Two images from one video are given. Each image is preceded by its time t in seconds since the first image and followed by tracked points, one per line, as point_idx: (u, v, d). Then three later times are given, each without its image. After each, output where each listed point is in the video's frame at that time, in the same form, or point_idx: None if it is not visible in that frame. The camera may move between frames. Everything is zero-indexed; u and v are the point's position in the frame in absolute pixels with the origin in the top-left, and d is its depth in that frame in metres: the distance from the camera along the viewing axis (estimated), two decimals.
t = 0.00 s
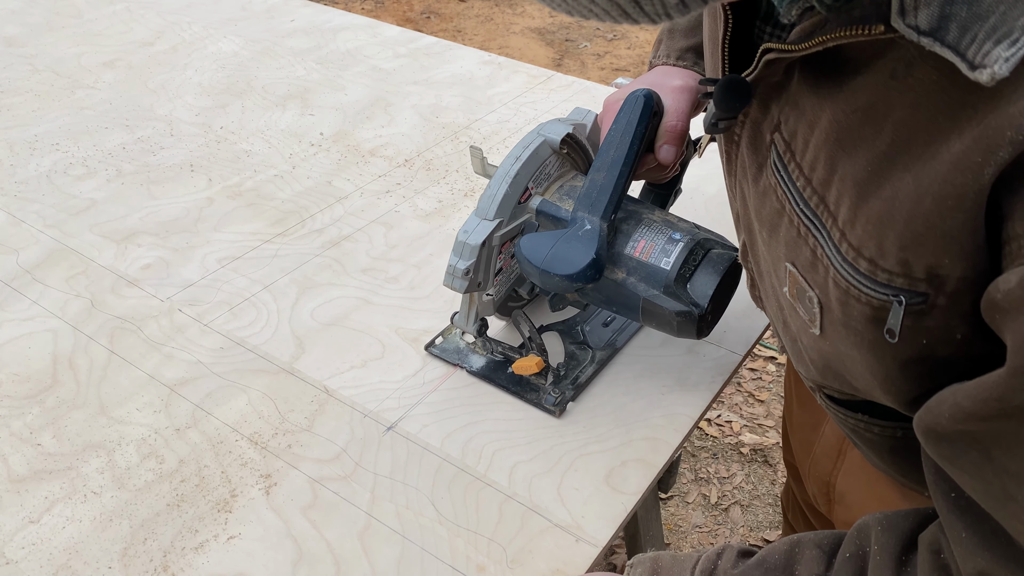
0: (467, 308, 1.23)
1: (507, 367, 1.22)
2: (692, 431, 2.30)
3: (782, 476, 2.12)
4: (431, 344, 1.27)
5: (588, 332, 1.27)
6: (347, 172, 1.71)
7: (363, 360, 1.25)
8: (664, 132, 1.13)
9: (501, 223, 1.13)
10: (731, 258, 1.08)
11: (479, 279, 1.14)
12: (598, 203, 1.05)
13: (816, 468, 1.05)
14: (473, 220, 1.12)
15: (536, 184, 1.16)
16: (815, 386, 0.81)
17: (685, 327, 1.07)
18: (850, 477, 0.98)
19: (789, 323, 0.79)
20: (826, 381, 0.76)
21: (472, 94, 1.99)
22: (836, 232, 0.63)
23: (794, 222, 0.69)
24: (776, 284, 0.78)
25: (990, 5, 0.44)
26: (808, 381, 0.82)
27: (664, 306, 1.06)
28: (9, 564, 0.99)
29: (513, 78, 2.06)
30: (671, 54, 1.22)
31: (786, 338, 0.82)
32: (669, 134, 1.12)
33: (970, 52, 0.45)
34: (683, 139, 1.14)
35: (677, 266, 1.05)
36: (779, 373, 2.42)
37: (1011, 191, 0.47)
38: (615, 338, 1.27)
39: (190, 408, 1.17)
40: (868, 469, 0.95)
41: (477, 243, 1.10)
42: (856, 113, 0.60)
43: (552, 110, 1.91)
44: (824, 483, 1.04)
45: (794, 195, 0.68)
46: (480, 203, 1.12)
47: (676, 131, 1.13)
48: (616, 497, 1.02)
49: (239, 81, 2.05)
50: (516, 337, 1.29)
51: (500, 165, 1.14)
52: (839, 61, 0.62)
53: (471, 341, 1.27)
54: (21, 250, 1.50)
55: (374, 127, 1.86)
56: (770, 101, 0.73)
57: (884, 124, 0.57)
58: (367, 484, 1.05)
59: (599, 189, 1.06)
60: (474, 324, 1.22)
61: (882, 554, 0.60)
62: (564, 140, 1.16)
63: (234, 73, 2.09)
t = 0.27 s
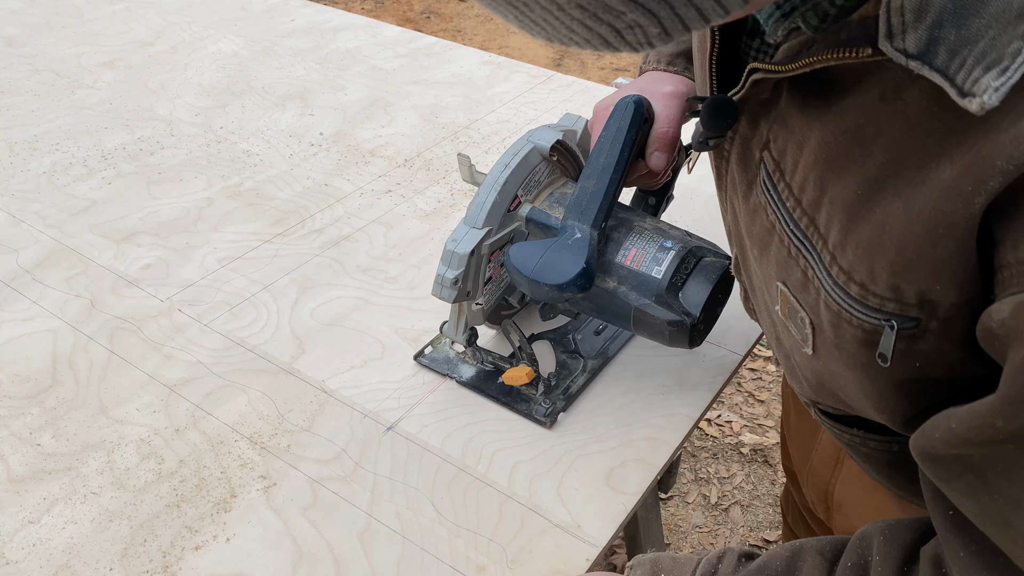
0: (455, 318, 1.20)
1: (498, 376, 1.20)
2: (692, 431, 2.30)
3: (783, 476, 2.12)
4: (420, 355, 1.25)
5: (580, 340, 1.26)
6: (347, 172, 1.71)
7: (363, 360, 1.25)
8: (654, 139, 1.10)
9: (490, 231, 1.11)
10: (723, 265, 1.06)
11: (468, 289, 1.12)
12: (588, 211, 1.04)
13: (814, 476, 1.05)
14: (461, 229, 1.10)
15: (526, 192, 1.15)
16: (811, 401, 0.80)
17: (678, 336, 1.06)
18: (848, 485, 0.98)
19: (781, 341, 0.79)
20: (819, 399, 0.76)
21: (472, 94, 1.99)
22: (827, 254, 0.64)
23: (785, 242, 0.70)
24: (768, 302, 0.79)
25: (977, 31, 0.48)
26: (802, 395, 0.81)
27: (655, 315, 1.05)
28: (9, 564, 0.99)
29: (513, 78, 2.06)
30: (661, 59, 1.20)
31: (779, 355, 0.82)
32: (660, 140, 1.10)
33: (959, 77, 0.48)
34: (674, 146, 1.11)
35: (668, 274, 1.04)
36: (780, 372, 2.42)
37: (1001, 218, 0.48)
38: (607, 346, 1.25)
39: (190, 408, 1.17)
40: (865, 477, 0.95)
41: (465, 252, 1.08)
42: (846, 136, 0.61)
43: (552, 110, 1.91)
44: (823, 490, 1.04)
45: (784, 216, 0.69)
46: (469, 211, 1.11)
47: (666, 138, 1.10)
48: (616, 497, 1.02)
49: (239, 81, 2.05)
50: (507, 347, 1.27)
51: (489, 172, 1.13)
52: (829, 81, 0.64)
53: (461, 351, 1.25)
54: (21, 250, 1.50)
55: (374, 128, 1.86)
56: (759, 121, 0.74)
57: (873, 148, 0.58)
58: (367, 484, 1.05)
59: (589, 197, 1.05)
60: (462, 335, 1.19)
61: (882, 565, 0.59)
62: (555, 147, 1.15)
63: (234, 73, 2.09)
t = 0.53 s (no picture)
0: (444, 328, 1.19)
1: (488, 386, 1.19)
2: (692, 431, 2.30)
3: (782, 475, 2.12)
4: (408, 364, 1.23)
5: (572, 349, 1.24)
6: (346, 172, 1.71)
7: (363, 360, 1.25)
8: (646, 146, 1.08)
9: (479, 239, 1.10)
10: (715, 275, 1.05)
11: (457, 298, 1.12)
12: (577, 219, 1.04)
13: (813, 484, 1.05)
14: (450, 237, 1.10)
15: (516, 200, 1.14)
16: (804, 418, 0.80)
17: (669, 346, 1.05)
18: (847, 495, 0.98)
19: (774, 357, 0.79)
20: (813, 415, 0.76)
21: (472, 94, 1.99)
22: (817, 277, 0.63)
23: (776, 263, 0.69)
24: (760, 318, 0.78)
25: (967, 57, 0.47)
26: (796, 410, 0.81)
27: (647, 325, 1.04)
28: (10, 565, 0.99)
29: (513, 78, 2.05)
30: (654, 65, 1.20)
31: (772, 370, 0.82)
32: (652, 148, 1.08)
33: (947, 105, 0.47)
34: (666, 153, 1.09)
35: (659, 283, 1.03)
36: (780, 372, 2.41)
37: (994, 249, 0.47)
38: (599, 355, 1.24)
39: (190, 408, 1.17)
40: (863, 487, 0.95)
41: (454, 261, 1.08)
42: (835, 159, 0.60)
43: (552, 110, 1.91)
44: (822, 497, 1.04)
45: (775, 237, 0.68)
46: (458, 220, 1.10)
47: (658, 145, 1.08)
48: (616, 497, 1.02)
49: (239, 80, 2.05)
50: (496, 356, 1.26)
51: (479, 179, 1.12)
52: (818, 100, 0.63)
53: (450, 360, 1.23)
54: (21, 250, 1.50)
55: (374, 128, 1.86)
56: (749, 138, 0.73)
57: (863, 172, 0.57)
58: (367, 485, 1.05)
59: (578, 205, 1.04)
60: (452, 344, 1.18)
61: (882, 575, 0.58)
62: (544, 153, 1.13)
63: (234, 72, 2.09)
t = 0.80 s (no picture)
0: (432, 338, 1.18)
1: (477, 397, 1.18)
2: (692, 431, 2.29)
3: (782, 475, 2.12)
4: (396, 374, 1.21)
5: (562, 358, 1.22)
6: (346, 172, 1.71)
7: (364, 360, 1.25)
8: (636, 154, 1.08)
9: (467, 248, 1.09)
10: (707, 284, 1.05)
11: (445, 307, 1.10)
12: (567, 229, 1.03)
13: (810, 490, 1.05)
14: (438, 246, 1.09)
15: (504, 209, 1.13)
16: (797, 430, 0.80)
17: (660, 356, 1.04)
18: (844, 501, 0.98)
19: (766, 372, 0.79)
20: (805, 430, 0.76)
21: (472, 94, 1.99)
22: (805, 297, 0.64)
23: (765, 281, 0.70)
24: (751, 334, 0.79)
25: (946, 82, 0.48)
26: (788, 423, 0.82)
27: (638, 336, 1.04)
28: (10, 565, 0.99)
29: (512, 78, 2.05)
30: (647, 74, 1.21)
31: (765, 384, 0.82)
32: (642, 156, 1.08)
33: (928, 129, 0.48)
34: (657, 161, 1.09)
35: (650, 294, 1.03)
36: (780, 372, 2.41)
37: (979, 274, 0.48)
38: (590, 364, 1.21)
39: (190, 408, 1.17)
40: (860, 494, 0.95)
41: (441, 271, 1.06)
42: (822, 180, 0.61)
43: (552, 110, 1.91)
44: (819, 503, 1.04)
45: (764, 256, 0.69)
46: (445, 228, 1.09)
47: (648, 153, 1.08)
48: (616, 497, 1.02)
49: (239, 80, 2.05)
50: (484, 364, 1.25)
51: (467, 187, 1.11)
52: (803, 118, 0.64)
53: (439, 370, 1.22)
54: (21, 250, 1.50)
55: (374, 128, 1.86)
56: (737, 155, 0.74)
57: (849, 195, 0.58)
58: (367, 485, 1.05)
59: (568, 215, 1.03)
60: (440, 355, 1.18)
61: None
62: (534, 161, 1.13)
63: (234, 72, 2.08)
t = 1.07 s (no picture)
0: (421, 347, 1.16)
1: (468, 407, 1.16)
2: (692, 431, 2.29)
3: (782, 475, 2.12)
4: (385, 384, 1.20)
5: (554, 366, 1.20)
6: (345, 172, 1.71)
7: (363, 360, 1.25)
8: (628, 161, 1.07)
9: (457, 255, 1.09)
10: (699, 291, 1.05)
11: (435, 316, 1.09)
12: (558, 237, 1.03)
13: (807, 495, 1.05)
14: (428, 254, 1.08)
15: (495, 215, 1.12)
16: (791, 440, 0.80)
17: (652, 365, 1.04)
18: (842, 507, 0.98)
19: (758, 382, 0.79)
20: (798, 439, 0.76)
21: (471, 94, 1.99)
22: (792, 311, 0.63)
23: (754, 293, 0.70)
24: (742, 344, 0.78)
25: (927, 95, 0.46)
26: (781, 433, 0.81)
27: (630, 345, 1.04)
28: (10, 565, 0.99)
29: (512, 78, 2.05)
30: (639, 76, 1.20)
31: (757, 392, 0.82)
32: (633, 162, 1.07)
33: (909, 143, 0.47)
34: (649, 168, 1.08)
35: (641, 301, 1.03)
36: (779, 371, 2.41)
37: (964, 291, 0.48)
38: (583, 372, 1.20)
39: (190, 408, 1.17)
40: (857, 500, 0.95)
41: (430, 279, 1.06)
42: (807, 193, 0.60)
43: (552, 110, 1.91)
44: (817, 508, 1.04)
45: (751, 268, 0.69)
46: (435, 236, 1.09)
47: (639, 159, 1.07)
48: (617, 497, 1.02)
49: (239, 80, 2.05)
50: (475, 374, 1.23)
51: (457, 195, 1.11)
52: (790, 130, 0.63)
53: (429, 379, 1.20)
54: (21, 250, 1.50)
55: (374, 128, 1.86)
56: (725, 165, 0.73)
57: (834, 209, 0.58)
58: (367, 485, 1.05)
59: (559, 223, 1.03)
60: (429, 365, 1.15)
61: None
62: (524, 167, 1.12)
63: (234, 72, 2.08)
